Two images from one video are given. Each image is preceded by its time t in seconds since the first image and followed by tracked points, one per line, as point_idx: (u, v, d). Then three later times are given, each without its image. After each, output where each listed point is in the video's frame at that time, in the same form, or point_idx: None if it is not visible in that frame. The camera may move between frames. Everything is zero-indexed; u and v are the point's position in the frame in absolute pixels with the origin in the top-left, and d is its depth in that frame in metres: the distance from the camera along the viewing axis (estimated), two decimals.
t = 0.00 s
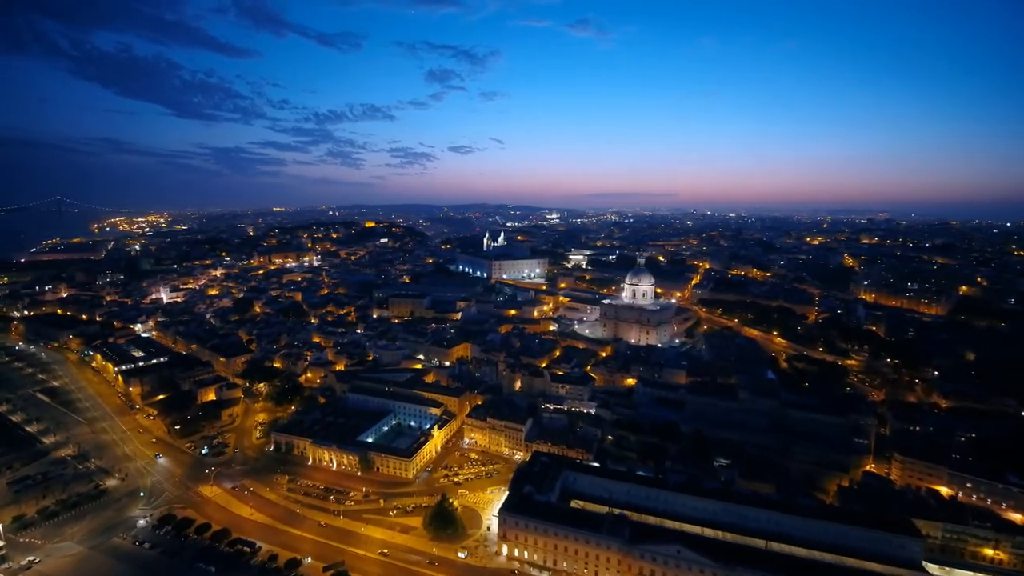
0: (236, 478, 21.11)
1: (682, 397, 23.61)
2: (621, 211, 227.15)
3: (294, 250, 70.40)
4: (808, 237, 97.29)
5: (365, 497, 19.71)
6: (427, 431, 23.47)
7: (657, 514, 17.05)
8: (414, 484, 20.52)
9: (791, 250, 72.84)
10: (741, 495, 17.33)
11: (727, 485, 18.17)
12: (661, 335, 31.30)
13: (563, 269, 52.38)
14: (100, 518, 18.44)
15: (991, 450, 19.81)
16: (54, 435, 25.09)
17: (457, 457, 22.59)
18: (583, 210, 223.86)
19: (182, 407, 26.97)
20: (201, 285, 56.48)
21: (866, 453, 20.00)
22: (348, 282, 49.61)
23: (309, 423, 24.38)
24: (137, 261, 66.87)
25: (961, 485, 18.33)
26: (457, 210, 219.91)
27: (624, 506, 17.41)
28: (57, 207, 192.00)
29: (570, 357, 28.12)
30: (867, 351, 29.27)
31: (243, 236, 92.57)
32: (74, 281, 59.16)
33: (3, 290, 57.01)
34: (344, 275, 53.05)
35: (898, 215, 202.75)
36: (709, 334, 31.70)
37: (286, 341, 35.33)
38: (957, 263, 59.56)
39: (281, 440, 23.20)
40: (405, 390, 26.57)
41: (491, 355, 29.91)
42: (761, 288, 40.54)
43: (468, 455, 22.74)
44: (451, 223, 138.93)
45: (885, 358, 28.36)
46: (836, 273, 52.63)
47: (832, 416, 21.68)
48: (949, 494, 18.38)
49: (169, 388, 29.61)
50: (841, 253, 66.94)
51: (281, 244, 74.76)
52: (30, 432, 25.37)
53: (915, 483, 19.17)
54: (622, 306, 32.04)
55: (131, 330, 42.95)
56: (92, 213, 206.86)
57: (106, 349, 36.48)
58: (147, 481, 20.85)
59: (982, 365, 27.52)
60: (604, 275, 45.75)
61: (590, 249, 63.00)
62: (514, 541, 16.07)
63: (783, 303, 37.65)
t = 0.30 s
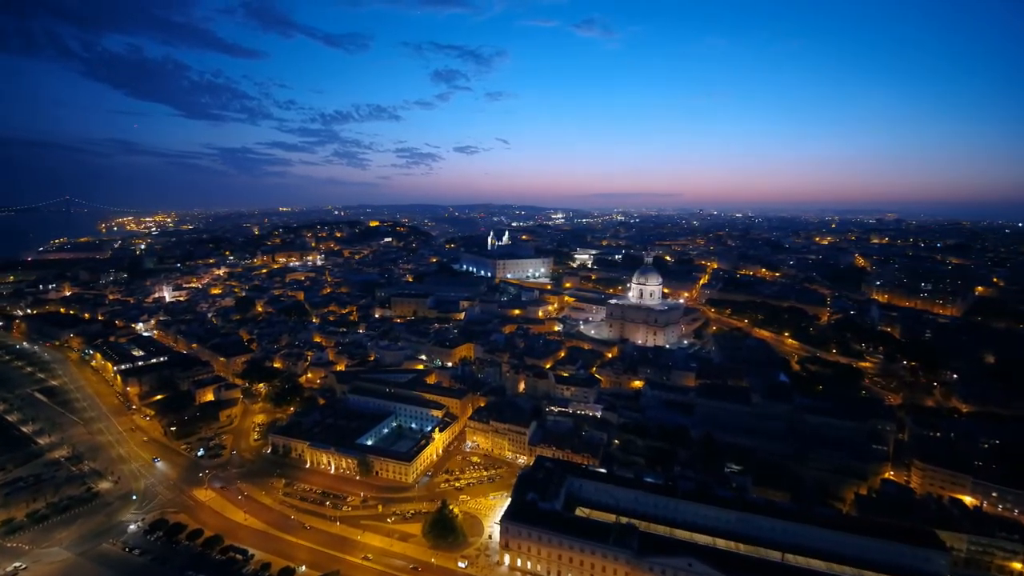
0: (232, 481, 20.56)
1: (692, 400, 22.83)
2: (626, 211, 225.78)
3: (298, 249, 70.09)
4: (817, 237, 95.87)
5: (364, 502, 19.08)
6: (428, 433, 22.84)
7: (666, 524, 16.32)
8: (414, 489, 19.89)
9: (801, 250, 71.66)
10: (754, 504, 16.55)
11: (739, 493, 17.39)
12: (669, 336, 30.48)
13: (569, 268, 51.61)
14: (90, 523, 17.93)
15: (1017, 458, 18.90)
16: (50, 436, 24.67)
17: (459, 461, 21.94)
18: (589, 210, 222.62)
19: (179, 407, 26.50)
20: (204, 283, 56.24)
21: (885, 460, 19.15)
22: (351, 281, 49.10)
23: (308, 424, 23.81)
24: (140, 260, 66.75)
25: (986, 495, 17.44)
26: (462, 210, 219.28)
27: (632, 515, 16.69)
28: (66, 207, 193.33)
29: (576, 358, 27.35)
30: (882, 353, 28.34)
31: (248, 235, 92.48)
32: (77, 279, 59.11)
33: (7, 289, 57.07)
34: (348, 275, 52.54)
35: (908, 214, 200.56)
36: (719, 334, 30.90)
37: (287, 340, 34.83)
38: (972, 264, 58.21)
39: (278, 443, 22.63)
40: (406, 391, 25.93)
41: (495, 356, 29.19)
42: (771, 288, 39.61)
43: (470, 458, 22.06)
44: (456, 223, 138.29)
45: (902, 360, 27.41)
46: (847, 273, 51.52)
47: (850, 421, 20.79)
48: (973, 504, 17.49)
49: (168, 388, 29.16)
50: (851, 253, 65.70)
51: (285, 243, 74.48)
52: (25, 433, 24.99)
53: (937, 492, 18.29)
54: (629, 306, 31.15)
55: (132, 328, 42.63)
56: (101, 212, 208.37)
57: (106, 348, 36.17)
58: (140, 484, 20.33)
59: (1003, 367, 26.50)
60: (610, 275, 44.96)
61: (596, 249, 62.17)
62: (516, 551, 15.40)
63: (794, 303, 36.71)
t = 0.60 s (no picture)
0: (240, 483, 20.17)
1: (716, 407, 21.73)
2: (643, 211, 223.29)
3: (315, 248, 70.35)
4: (843, 238, 92.96)
5: (372, 507, 18.49)
6: (440, 437, 22.20)
7: (689, 539, 15.34)
8: (424, 494, 19.25)
9: (826, 251, 69.38)
10: (784, 519, 15.47)
11: (768, 507, 16.31)
12: (691, 339, 29.31)
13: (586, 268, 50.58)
14: (97, 523, 17.68)
15: None
16: (64, 433, 24.69)
17: (471, 466, 21.24)
18: (606, 210, 220.85)
19: (192, 406, 26.32)
20: (222, 282, 56.66)
21: (927, 475, 17.84)
22: (366, 279, 48.82)
23: (318, 425, 23.34)
24: (162, 258, 67.78)
25: None
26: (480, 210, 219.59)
27: (652, 528, 15.76)
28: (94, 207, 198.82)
29: (593, 361, 26.40)
30: (919, 359, 26.77)
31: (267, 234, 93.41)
32: (101, 277, 60.15)
33: (34, 286, 58.34)
34: (363, 274, 52.38)
35: (937, 215, 193.95)
36: (743, 338, 29.66)
37: (300, 339, 34.57)
38: (1012, 265, 55.42)
39: (288, 444, 22.20)
40: (418, 392, 25.35)
41: (509, 357, 28.42)
42: (797, 289, 38.06)
43: (483, 463, 21.34)
44: (472, 223, 138.08)
45: (940, 367, 25.83)
46: (878, 274, 49.45)
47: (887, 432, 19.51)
48: None
49: (181, 387, 29.07)
50: (881, 254, 63.31)
51: (302, 242, 74.88)
52: (41, 429, 25.07)
53: (985, 510, 16.91)
54: (649, 307, 30.04)
55: (150, 325, 43.02)
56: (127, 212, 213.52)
57: (123, 345, 36.42)
58: (149, 484, 20.08)
59: None
60: (628, 275, 43.85)
61: (614, 248, 60.99)
62: (529, 564, 14.60)
63: (822, 306, 35.17)
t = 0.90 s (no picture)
0: (254, 484, 19.87)
1: (747, 416, 20.57)
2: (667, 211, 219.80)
3: (337, 247, 70.82)
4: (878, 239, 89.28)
5: (386, 513, 17.95)
6: (456, 441, 21.58)
7: (720, 559, 14.31)
8: (440, 501, 18.63)
9: (861, 252, 66.53)
10: (826, 541, 14.30)
11: (806, 528, 15.16)
12: (719, 343, 28.01)
13: (608, 269, 49.42)
14: (111, 522, 17.55)
15: None
16: (86, 428, 24.93)
17: (488, 472, 20.54)
18: (629, 211, 218.08)
19: (210, 404, 26.31)
20: (246, 280, 57.37)
21: (984, 495, 16.39)
22: (385, 279, 48.67)
23: (333, 427, 22.95)
24: (189, 257, 69.14)
25: None
26: (501, 210, 219.37)
27: (679, 546, 14.76)
28: (130, 207, 206.18)
29: (616, 365, 25.40)
30: (969, 368, 24.95)
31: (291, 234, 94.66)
32: (131, 275, 61.68)
33: (68, 284, 60.14)
34: (383, 273, 52.31)
35: (977, 215, 185.72)
36: (774, 343, 28.24)
37: (319, 339, 34.43)
38: None
39: (303, 446, 21.86)
40: (435, 395, 24.79)
41: (528, 359, 27.62)
42: (832, 292, 36.26)
43: (500, 470, 20.61)
44: (493, 223, 137.80)
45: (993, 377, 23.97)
46: (918, 276, 46.96)
47: (937, 447, 18.10)
48: None
49: (201, 384, 29.15)
50: (920, 256, 60.32)
51: (325, 242, 75.54)
52: (64, 425, 25.37)
53: None
54: (675, 309, 28.83)
55: (175, 323, 43.67)
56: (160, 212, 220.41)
57: (148, 342, 36.94)
58: (165, 483, 19.97)
59: None
60: (652, 276, 42.59)
61: (637, 249, 59.59)
62: None
63: (859, 310, 33.38)
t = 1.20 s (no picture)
0: (271, 486, 19.55)
1: (785, 429, 19.22)
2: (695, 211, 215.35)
3: (362, 247, 71.20)
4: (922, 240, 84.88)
5: (403, 521, 17.32)
6: (476, 447, 20.84)
7: None
8: (458, 510, 17.90)
9: (905, 254, 63.07)
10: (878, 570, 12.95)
11: (855, 555, 13.80)
12: (754, 350, 26.51)
13: (635, 269, 48.03)
14: (129, 522, 17.42)
15: None
16: (112, 425, 25.17)
17: (509, 480, 19.74)
18: (657, 211, 214.29)
19: (232, 403, 26.28)
20: (272, 279, 58.05)
21: None
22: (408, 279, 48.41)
23: (351, 429, 22.50)
24: (219, 256, 70.54)
25: None
26: (526, 210, 218.45)
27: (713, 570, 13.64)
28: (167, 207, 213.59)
29: (643, 370, 24.22)
30: None
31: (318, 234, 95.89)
32: (164, 273, 63.27)
33: (105, 281, 62.07)
34: (406, 273, 52.12)
35: None
36: (814, 351, 26.58)
37: (341, 338, 34.22)
38: None
39: (321, 448, 21.46)
40: (455, 398, 24.09)
41: (552, 363, 26.67)
42: (876, 296, 34.13)
43: (521, 479, 19.75)
44: (518, 223, 137.17)
45: None
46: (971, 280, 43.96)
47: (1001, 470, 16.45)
48: None
49: (224, 383, 29.20)
50: (970, 258, 56.76)
51: (350, 241, 76.11)
52: (91, 421, 25.70)
53: None
54: (706, 313, 27.43)
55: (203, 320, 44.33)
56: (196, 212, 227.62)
57: (176, 339, 37.46)
58: (183, 483, 19.83)
59: None
60: (682, 278, 41.03)
61: (665, 249, 57.91)
62: None
63: (906, 316, 31.25)
